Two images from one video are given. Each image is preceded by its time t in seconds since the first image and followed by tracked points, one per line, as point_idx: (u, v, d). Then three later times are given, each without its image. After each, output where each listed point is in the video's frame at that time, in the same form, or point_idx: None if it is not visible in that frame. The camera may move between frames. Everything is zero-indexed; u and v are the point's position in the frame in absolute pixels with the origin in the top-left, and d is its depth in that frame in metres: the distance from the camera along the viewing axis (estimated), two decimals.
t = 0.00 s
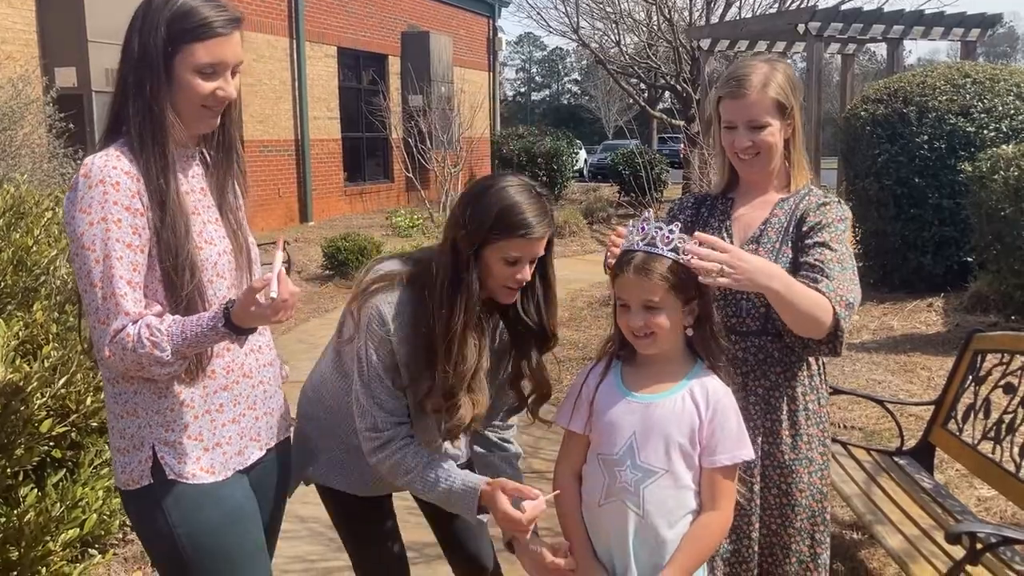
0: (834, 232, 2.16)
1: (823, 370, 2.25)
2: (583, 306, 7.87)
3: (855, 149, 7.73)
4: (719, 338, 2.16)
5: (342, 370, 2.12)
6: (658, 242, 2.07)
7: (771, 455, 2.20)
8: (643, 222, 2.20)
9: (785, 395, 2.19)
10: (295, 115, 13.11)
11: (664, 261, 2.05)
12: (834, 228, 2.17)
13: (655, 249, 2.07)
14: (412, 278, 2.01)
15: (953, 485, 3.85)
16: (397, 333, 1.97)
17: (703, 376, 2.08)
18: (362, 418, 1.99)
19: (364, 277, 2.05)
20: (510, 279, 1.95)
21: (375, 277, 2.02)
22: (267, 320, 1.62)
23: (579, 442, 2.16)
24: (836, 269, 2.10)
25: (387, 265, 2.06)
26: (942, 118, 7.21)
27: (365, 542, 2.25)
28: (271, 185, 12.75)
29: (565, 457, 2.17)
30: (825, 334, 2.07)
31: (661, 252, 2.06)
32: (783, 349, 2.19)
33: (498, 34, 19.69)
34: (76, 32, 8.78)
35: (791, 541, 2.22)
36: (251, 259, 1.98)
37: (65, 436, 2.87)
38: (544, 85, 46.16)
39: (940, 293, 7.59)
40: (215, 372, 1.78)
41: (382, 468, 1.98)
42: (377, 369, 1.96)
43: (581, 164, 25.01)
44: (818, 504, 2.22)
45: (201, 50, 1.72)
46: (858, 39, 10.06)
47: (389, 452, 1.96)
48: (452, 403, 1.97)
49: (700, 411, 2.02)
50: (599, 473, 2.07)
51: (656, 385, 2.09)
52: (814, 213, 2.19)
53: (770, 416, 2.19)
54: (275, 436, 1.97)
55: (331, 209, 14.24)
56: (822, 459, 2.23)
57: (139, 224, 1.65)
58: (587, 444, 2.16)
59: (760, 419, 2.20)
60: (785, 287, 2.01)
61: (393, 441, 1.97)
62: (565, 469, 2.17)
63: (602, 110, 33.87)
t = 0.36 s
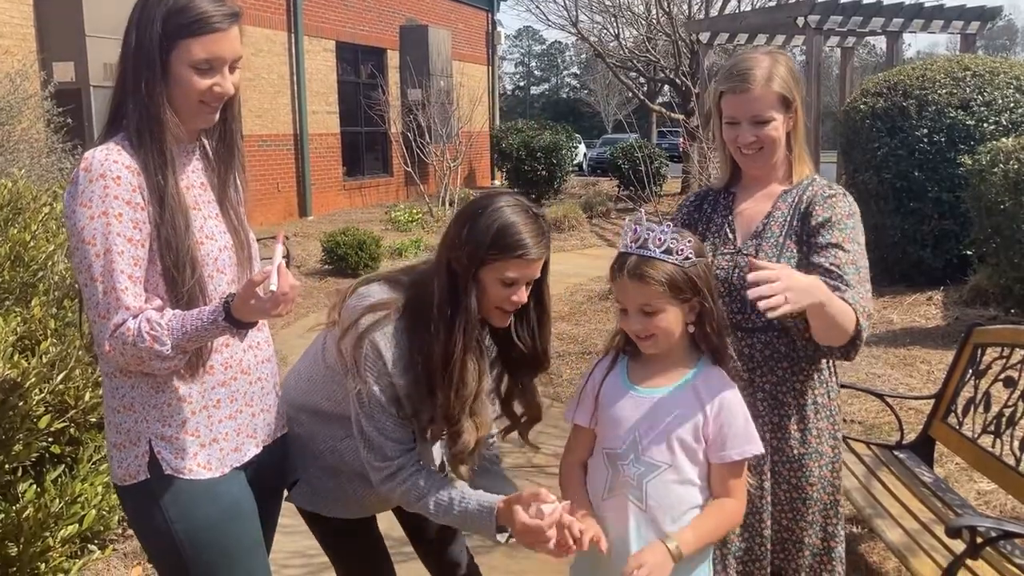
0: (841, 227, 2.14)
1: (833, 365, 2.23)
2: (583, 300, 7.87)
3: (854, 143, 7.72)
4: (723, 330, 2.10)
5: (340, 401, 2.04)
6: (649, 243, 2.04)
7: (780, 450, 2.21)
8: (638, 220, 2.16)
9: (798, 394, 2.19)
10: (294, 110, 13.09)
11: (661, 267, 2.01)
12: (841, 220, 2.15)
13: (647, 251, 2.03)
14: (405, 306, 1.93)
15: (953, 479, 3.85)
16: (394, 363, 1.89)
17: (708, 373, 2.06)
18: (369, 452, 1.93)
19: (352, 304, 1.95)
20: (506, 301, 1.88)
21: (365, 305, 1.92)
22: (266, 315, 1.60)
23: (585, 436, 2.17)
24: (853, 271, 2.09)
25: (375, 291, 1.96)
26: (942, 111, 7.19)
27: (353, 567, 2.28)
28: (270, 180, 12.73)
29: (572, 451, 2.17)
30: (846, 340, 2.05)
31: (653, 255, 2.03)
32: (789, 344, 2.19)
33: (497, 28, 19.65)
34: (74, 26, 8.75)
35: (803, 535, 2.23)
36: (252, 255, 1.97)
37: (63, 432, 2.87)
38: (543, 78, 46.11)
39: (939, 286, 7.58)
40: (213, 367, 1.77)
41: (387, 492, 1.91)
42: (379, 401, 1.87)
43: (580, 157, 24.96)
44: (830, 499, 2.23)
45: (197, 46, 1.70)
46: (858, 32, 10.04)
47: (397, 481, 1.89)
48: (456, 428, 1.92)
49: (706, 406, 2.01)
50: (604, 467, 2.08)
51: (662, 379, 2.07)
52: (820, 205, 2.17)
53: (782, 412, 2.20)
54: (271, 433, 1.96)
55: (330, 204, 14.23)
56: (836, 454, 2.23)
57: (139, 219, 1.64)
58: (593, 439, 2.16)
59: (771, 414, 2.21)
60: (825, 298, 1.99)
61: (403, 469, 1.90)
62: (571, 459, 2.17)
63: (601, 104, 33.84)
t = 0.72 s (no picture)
0: (844, 229, 2.11)
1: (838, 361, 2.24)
2: (583, 294, 7.86)
3: (854, 136, 7.71)
4: (727, 326, 2.10)
5: (341, 395, 2.04)
6: (652, 241, 2.03)
7: (788, 448, 2.23)
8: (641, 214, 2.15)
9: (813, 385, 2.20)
10: (293, 104, 13.07)
11: (666, 265, 2.00)
12: (844, 217, 2.13)
13: (649, 249, 2.02)
14: (407, 292, 1.93)
15: (953, 472, 3.85)
16: (398, 349, 1.89)
17: (715, 367, 2.03)
18: (369, 436, 1.90)
19: (353, 292, 1.94)
20: (504, 286, 1.88)
21: (366, 291, 1.91)
22: (265, 312, 1.59)
23: (592, 430, 2.16)
24: (858, 277, 2.09)
25: (375, 278, 1.96)
26: (942, 105, 7.18)
27: (353, 564, 2.28)
28: (269, 174, 12.72)
29: (580, 445, 2.16)
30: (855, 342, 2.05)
31: (656, 252, 2.02)
32: (793, 340, 2.21)
33: (497, 22, 19.60)
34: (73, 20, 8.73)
35: (819, 531, 2.24)
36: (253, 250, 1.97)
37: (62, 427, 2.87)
38: (542, 72, 46.05)
39: (939, 280, 7.57)
40: (208, 362, 1.76)
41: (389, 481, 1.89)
42: (383, 386, 1.87)
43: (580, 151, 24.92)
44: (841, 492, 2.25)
45: (197, 42, 1.69)
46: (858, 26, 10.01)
47: (399, 468, 1.86)
48: (442, 407, 1.93)
49: (712, 402, 1.98)
50: (611, 462, 2.07)
51: (668, 375, 2.05)
52: (821, 201, 2.15)
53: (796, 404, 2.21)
54: (266, 430, 1.95)
55: (329, 198, 14.22)
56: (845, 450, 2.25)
57: (140, 212, 1.63)
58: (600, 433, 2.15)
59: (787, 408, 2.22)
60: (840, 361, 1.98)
61: (404, 453, 1.86)
62: (578, 452, 2.17)
63: (600, 98, 33.79)
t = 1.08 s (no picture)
0: (831, 229, 2.13)
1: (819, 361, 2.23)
2: (583, 290, 7.86)
3: (855, 131, 7.71)
4: (729, 323, 2.09)
5: (345, 390, 2.05)
6: (652, 240, 2.03)
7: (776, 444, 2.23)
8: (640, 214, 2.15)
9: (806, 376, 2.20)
10: (293, 100, 13.06)
11: (666, 264, 2.00)
12: (829, 216, 2.13)
13: (650, 247, 2.02)
14: (416, 289, 1.93)
15: (953, 468, 3.85)
16: (408, 345, 1.89)
17: (714, 364, 2.03)
18: (370, 431, 1.91)
19: (363, 286, 1.94)
20: (507, 277, 1.88)
21: (377, 287, 1.91)
22: (281, 306, 1.59)
23: (591, 425, 2.16)
24: (844, 276, 2.10)
25: (386, 273, 1.96)
26: (942, 99, 7.17)
27: (353, 558, 2.27)
28: (269, 169, 12.71)
29: (579, 440, 2.17)
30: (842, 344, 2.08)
31: (656, 251, 2.02)
32: (776, 335, 2.21)
33: (497, 17, 19.56)
34: (73, 15, 8.72)
35: (811, 529, 2.23)
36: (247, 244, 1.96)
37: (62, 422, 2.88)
38: (542, 68, 45.97)
39: (940, 275, 7.57)
40: (204, 359, 1.76)
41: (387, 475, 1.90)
42: (389, 381, 1.87)
43: (581, 146, 24.89)
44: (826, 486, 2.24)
45: (194, 31, 1.67)
46: (859, 21, 9.99)
47: (395, 461, 1.87)
48: (456, 400, 1.93)
49: (710, 401, 1.98)
50: (608, 459, 2.07)
51: (668, 372, 2.05)
52: (806, 199, 2.15)
53: (787, 394, 2.21)
54: (256, 428, 1.94)
55: (330, 194, 14.21)
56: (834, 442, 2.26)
57: (140, 204, 1.62)
58: (598, 428, 2.15)
59: (780, 399, 2.22)
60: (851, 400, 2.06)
61: (402, 446, 1.87)
62: (576, 446, 2.17)
63: (600, 93, 33.73)
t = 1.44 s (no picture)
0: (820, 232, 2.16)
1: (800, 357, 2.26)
2: (583, 286, 7.86)
3: (857, 127, 7.69)
4: (725, 318, 2.08)
5: (352, 386, 2.06)
6: (648, 235, 2.03)
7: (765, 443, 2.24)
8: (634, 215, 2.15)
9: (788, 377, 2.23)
10: (294, 96, 13.04)
11: (662, 260, 2.00)
12: (817, 218, 2.17)
13: (645, 243, 2.03)
14: (421, 283, 1.94)
15: (953, 463, 3.86)
16: (416, 341, 1.90)
17: (712, 359, 2.04)
18: (372, 426, 1.90)
19: (371, 283, 1.95)
20: (506, 265, 1.90)
21: (385, 283, 1.91)
22: (288, 298, 1.56)
23: (591, 422, 2.16)
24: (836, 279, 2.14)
25: (394, 270, 1.96)
26: (944, 95, 7.17)
27: (357, 554, 2.27)
28: (270, 166, 12.69)
29: (579, 436, 2.17)
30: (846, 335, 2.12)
31: (651, 247, 2.02)
32: (764, 336, 2.21)
33: (498, 13, 19.54)
34: (73, 12, 8.70)
35: (785, 522, 2.30)
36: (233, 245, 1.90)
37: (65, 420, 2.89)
38: (542, 64, 45.98)
39: (941, 271, 7.56)
40: (197, 360, 1.67)
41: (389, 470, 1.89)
42: (397, 378, 1.87)
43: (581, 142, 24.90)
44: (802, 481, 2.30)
45: (193, 19, 1.58)
46: (860, 17, 9.99)
47: (396, 456, 1.87)
48: (455, 390, 1.93)
49: (709, 397, 1.99)
50: (608, 456, 2.08)
51: (667, 367, 2.06)
52: (795, 202, 2.17)
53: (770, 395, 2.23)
54: (245, 432, 1.85)
55: (330, 190, 14.21)
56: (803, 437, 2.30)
57: (134, 197, 1.53)
58: (598, 425, 2.15)
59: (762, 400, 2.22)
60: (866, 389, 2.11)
61: (405, 441, 1.87)
62: (577, 443, 2.18)
63: (600, 89, 33.77)
